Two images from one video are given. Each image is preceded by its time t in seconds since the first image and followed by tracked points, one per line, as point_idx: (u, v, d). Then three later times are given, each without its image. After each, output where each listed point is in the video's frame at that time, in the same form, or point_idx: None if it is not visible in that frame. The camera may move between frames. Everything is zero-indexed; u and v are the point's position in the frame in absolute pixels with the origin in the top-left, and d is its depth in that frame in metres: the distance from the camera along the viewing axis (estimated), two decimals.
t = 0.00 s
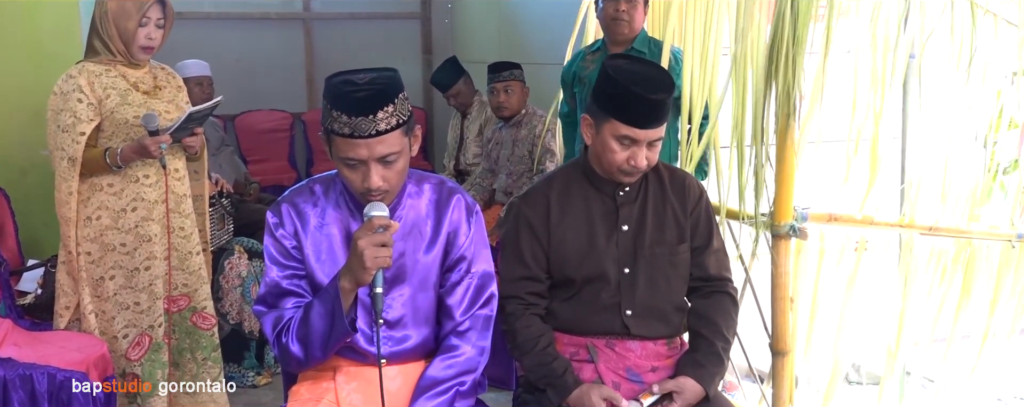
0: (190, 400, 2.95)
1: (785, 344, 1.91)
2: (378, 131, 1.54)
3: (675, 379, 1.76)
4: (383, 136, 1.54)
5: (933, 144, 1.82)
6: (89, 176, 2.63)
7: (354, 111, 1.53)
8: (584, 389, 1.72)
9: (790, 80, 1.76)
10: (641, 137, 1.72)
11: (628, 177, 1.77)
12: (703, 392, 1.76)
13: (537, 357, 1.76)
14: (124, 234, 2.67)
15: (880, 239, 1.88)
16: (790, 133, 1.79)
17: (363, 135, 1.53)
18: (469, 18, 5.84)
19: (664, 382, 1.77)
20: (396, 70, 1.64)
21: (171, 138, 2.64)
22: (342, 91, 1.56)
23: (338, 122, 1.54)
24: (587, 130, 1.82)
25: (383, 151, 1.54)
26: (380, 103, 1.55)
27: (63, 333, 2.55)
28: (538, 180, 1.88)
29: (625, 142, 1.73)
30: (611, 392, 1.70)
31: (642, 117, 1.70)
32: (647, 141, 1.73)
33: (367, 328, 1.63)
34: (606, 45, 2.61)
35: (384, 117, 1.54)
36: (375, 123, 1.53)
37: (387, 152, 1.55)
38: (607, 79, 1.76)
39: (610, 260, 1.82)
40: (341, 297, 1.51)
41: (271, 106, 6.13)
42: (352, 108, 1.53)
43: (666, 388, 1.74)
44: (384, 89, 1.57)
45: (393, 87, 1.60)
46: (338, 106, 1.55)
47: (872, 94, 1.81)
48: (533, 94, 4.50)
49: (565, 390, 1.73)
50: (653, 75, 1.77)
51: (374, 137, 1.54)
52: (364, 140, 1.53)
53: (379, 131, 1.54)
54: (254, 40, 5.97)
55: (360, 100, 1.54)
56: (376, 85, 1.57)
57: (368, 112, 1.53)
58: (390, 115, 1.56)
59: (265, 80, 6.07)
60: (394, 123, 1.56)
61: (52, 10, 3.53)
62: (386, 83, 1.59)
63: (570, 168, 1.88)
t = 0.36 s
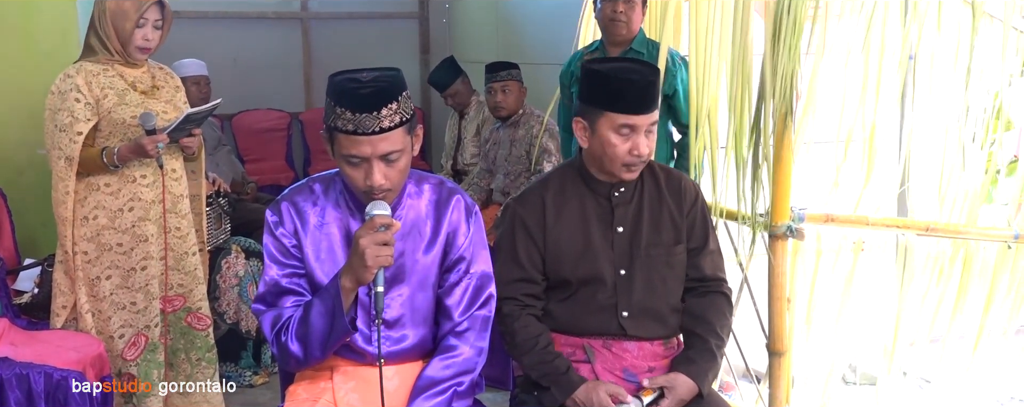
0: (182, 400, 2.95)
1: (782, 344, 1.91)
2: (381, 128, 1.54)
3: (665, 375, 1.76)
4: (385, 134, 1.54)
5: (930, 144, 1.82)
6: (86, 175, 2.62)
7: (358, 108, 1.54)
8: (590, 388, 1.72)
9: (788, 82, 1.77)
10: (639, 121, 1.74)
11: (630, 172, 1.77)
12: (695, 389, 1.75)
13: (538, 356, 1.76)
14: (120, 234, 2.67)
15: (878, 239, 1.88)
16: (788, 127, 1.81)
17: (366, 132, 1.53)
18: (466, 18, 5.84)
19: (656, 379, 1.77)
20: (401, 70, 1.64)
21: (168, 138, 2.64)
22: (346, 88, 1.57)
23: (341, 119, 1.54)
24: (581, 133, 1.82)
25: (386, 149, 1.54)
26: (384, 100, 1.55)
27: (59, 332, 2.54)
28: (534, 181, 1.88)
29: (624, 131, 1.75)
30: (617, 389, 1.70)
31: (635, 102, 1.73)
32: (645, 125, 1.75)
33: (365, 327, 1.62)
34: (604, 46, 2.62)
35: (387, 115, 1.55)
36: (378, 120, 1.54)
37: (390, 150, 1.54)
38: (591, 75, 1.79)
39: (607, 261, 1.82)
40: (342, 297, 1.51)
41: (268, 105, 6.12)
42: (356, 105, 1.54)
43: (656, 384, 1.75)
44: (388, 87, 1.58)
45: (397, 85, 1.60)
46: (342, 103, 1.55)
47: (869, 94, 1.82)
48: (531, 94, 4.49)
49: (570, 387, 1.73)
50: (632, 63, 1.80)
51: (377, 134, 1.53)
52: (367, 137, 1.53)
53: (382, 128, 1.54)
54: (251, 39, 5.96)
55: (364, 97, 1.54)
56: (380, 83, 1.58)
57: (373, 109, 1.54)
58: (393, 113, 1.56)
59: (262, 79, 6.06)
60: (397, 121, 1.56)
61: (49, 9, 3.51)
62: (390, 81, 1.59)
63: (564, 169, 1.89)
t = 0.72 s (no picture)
0: (180, 399, 2.93)
1: (778, 344, 1.92)
2: (381, 118, 1.54)
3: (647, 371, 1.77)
4: (386, 124, 1.54)
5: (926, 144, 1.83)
6: (82, 174, 2.62)
7: (359, 97, 1.54)
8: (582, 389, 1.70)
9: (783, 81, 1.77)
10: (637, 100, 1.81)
11: (639, 155, 1.81)
12: (682, 375, 1.73)
13: (532, 358, 1.76)
14: (116, 233, 2.66)
15: (873, 240, 1.88)
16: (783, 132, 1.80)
17: (366, 122, 1.53)
18: (463, 18, 5.84)
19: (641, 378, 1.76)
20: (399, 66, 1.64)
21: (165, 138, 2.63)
22: (346, 80, 1.57)
23: (342, 110, 1.55)
24: (582, 131, 1.83)
25: (386, 140, 1.54)
26: (385, 91, 1.56)
27: (55, 331, 2.53)
28: (530, 182, 1.89)
29: (627, 113, 1.80)
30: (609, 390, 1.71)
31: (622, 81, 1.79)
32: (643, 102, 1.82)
33: (362, 325, 1.62)
34: (602, 47, 2.62)
35: (387, 105, 1.55)
36: (379, 110, 1.54)
37: (390, 140, 1.55)
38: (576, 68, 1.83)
39: (604, 260, 1.82)
40: (339, 290, 1.51)
41: (264, 104, 6.11)
42: (357, 95, 1.54)
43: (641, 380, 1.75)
44: (387, 78, 1.58)
45: (396, 78, 1.60)
46: (342, 94, 1.55)
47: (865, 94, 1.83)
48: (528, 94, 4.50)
49: (565, 387, 1.72)
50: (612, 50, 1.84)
51: (377, 125, 1.54)
52: (367, 127, 1.53)
53: (382, 118, 1.54)
54: (248, 38, 5.96)
55: (364, 87, 1.55)
56: (379, 75, 1.58)
57: (373, 99, 1.54)
58: (394, 104, 1.56)
59: (259, 78, 6.06)
60: (398, 112, 1.56)
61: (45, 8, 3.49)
62: (389, 74, 1.59)
63: (561, 168, 1.90)
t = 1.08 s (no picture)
0: (178, 400, 2.94)
1: (775, 344, 1.91)
2: (380, 110, 1.54)
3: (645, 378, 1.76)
4: (385, 116, 1.55)
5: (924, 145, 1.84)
6: (80, 174, 2.61)
7: (357, 89, 1.54)
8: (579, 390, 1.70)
9: (781, 82, 1.78)
10: (625, 93, 1.82)
11: (632, 147, 1.82)
12: (684, 381, 1.74)
13: (531, 358, 1.76)
14: (114, 233, 2.66)
15: (869, 241, 1.88)
16: (781, 131, 1.80)
17: (365, 113, 1.54)
18: (462, 18, 5.84)
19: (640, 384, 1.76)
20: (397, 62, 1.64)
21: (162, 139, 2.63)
22: (343, 73, 1.57)
23: (341, 102, 1.55)
24: (573, 128, 1.84)
25: (385, 133, 1.55)
26: (382, 83, 1.56)
27: (52, 330, 2.53)
28: (526, 182, 1.89)
29: (616, 106, 1.81)
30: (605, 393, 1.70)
31: (612, 76, 1.81)
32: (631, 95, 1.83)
33: (360, 323, 1.61)
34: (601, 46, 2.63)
35: (386, 97, 1.55)
36: (378, 102, 1.54)
37: (388, 133, 1.55)
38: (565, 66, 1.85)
39: (601, 258, 1.82)
40: (339, 283, 1.51)
41: (263, 103, 6.11)
42: (354, 86, 1.54)
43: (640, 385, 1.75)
44: (385, 72, 1.58)
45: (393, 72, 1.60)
46: (339, 86, 1.56)
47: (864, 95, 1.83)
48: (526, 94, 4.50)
49: (562, 388, 1.72)
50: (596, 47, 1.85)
51: (376, 116, 1.54)
52: (367, 119, 1.54)
53: (381, 110, 1.54)
54: (247, 37, 5.95)
55: (362, 79, 1.55)
56: (375, 68, 1.58)
57: (371, 91, 1.54)
58: (392, 96, 1.57)
59: (257, 77, 6.06)
60: (396, 105, 1.57)
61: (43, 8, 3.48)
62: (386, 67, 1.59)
63: (557, 168, 1.90)
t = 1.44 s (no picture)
0: (179, 400, 2.93)
1: (775, 345, 1.91)
2: (381, 102, 1.55)
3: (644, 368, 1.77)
4: (386, 107, 1.55)
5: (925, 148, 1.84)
6: (80, 173, 2.61)
7: (358, 80, 1.55)
8: (581, 386, 1.71)
9: (782, 82, 1.77)
10: (617, 91, 1.84)
11: (627, 145, 1.82)
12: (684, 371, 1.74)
13: (530, 358, 1.76)
14: (114, 232, 2.66)
15: (874, 243, 1.90)
16: (781, 132, 1.80)
17: (366, 104, 1.54)
18: (462, 18, 5.83)
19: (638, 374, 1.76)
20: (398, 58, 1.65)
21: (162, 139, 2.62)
22: (344, 66, 1.58)
23: (342, 94, 1.55)
24: (568, 130, 1.86)
25: (385, 124, 1.55)
26: (384, 76, 1.57)
27: (52, 329, 2.53)
28: (525, 184, 1.89)
29: (610, 105, 1.83)
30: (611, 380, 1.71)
31: (604, 76, 1.83)
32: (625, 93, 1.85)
33: (360, 320, 1.61)
34: (603, 47, 2.62)
35: (387, 90, 1.56)
36: (379, 94, 1.55)
37: (388, 129, 1.55)
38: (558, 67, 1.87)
39: (599, 259, 1.82)
40: (340, 274, 1.51)
41: (263, 103, 6.11)
42: (356, 78, 1.55)
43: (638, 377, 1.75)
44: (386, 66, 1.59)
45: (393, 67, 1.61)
46: (341, 79, 1.56)
47: (864, 96, 1.84)
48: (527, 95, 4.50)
49: (564, 386, 1.72)
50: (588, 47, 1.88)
51: (377, 108, 1.55)
52: (368, 110, 1.54)
53: (382, 102, 1.55)
54: (247, 37, 5.96)
55: (364, 70, 1.56)
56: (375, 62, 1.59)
57: (372, 83, 1.55)
58: (393, 89, 1.57)
59: (258, 77, 6.06)
60: (397, 98, 1.57)
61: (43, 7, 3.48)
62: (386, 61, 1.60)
63: (554, 170, 1.90)
